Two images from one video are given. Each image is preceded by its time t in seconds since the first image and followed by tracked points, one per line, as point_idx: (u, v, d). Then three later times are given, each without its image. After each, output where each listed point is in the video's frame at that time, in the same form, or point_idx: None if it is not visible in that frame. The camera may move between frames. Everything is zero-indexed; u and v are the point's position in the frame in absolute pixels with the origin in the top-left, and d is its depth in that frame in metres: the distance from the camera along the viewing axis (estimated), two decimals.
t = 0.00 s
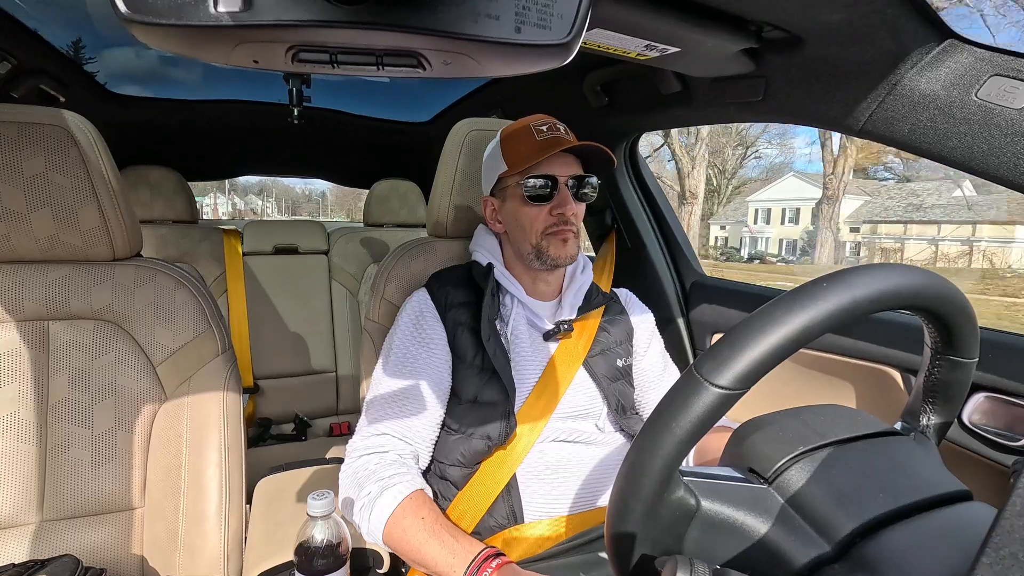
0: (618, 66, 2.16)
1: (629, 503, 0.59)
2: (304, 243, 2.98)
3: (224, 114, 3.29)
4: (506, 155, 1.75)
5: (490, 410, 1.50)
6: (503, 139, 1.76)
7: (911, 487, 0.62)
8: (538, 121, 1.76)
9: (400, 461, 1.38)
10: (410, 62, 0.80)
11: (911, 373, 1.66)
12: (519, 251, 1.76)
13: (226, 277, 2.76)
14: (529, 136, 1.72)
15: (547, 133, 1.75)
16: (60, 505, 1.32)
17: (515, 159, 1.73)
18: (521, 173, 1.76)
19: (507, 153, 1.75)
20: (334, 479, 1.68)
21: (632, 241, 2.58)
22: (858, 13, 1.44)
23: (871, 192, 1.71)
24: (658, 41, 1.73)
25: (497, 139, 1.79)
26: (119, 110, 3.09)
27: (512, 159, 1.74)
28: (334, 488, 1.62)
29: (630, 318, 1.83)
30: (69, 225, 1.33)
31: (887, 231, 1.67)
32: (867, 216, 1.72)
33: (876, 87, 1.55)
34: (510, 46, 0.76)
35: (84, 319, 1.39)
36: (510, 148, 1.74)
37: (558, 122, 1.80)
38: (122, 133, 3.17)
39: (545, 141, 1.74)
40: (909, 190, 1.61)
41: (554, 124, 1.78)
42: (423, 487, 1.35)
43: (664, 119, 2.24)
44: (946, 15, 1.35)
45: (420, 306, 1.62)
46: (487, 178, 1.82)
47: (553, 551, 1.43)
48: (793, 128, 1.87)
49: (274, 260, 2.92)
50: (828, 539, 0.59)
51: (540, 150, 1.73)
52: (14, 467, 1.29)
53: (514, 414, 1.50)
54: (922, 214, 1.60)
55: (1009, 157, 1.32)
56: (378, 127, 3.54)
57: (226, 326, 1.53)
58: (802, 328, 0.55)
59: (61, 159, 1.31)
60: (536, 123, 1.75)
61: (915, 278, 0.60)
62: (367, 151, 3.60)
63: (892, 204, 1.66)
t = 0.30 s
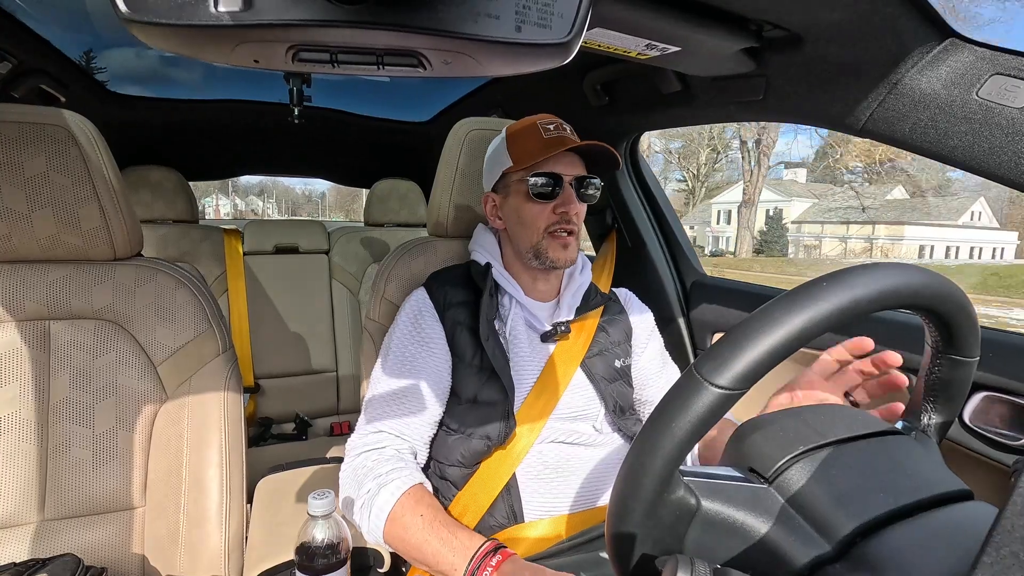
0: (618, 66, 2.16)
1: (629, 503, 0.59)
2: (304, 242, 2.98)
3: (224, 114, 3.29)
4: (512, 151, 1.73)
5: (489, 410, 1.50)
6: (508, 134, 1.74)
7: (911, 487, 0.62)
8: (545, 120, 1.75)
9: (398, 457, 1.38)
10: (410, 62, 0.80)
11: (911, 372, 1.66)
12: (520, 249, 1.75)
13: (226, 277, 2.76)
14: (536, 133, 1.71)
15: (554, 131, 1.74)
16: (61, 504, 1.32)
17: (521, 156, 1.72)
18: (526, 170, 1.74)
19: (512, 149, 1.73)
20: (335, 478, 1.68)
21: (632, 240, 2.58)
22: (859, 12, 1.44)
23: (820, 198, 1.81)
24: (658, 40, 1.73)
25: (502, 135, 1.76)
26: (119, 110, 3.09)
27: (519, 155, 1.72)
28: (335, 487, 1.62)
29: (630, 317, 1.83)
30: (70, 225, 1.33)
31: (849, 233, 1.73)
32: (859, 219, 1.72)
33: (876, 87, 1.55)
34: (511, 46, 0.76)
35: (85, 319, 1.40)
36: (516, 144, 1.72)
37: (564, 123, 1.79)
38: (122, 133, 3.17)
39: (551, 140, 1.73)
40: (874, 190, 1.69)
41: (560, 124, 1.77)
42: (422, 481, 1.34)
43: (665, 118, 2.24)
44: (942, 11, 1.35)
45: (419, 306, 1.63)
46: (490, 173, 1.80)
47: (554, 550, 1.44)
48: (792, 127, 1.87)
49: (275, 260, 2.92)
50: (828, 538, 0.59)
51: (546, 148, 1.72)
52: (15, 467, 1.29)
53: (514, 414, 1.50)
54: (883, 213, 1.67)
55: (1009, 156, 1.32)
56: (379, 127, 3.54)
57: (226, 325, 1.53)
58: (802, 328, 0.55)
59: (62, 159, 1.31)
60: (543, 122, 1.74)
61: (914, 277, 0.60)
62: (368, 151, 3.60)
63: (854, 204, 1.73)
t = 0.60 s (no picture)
0: (620, 66, 2.15)
1: (629, 503, 0.59)
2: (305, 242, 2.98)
3: (225, 113, 3.29)
4: (540, 147, 1.72)
5: (497, 408, 1.51)
6: (536, 133, 1.72)
7: (911, 487, 0.62)
8: (576, 128, 1.76)
9: (428, 455, 1.33)
10: (411, 61, 0.80)
11: (912, 373, 1.66)
12: (528, 248, 1.75)
13: (227, 276, 2.76)
14: (566, 138, 1.73)
15: (582, 140, 1.76)
16: (60, 503, 1.32)
17: (549, 156, 1.72)
18: (551, 172, 1.73)
19: (540, 147, 1.72)
20: (335, 477, 1.68)
21: (633, 240, 2.58)
22: (860, 13, 1.44)
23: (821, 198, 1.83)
24: (659, 41, 1.73)
25: (527, 127, 1.74)
26: (120, 109, 3.09)
27: (547, 157, 1.72)
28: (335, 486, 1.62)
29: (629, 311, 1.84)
30: (71, 223, 1.34)
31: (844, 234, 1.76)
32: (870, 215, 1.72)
33: (878, 88, 1.55)
34: (511, 46, 0.76)
35: (86, 317, 1.40)
36: (544, 141, 1.72)
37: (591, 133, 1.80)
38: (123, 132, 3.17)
39: (581, 151, 1.74)
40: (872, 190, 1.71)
41: (588, 135, 1.78)
42: (453, 475, 1.30)
43: (666, 118, 2.24)
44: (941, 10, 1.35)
45: (423, 306, 1.63)
46: (507, 162, 1.75)
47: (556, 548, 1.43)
48: (793, 127, 1.86)
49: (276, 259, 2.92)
50: (828, 539, 0.59)
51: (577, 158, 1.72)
52: (16, 465, 1.29)
53: (522, 413, 1.52)
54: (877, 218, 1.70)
55: (1010, 157, 1.34)
56: (380, 126, 3.54)
57: (226, 324, 1.53)
58: (803, 328, 0.55)
59: (62, 158, 1.31)
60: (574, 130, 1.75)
61: (913, 278, 0.60)
62: (369, 150, 3.60)
63: (849, 209, 1.76)
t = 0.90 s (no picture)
0: (620, 66, 2.15)
1: (629, 502, 0.59)
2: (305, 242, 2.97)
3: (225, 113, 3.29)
4: (544, 146, 1.72)
5: (498, 408, 1.51)
6: (539, 133, 1.73)
7: (913, 486, 0.62)
8: (579, 128, 1.77)
9: (427, 456, 1.34)
10: (412, 61, 0.80)
11: (912, 373, 1.66)
12: (530, 247, 1.75)
13: (228, 276, 2.76)
14: (570, 138, 1.73)
15: (586, 141, 1.77)
16: (61, 503, 1.32)
17: (552, 155, 1.72)
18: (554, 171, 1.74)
19: (544, 146, 1.72)
20: (335, 477, 1.68)
21: (633, 240, 2.58)
22: (861, 13, 1.43)
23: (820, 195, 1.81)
24: (659, 41, 1.73)
25: (530, 127, 1.74)
26: (121, 109, 3.09)
27: (551, 155, 1.72)
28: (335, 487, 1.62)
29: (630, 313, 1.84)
30: (72, 223, 1.34)
31: (849, 235, 1.75)
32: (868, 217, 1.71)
33: (879, 87, 1.54)
34: (512, 45, 0.76)
35: (87, 317, 1.40)
36: (547, 140, 1.73)
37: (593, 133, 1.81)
38: (123, 133, 3.17)
39: (584, 150, 1.75)
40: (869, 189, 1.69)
41: (590, 135, 1.79)
42: (451, 476, 1.30)
43: (667, 118, 2.24)
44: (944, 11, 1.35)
45: (423, 307, 1.63)
46: (507, 162, 1.76)
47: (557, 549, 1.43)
48: (794, 127, 1.86)
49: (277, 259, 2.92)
50: (830, 538, 0.59)
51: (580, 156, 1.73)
52: (17, 465, 1.30)
53: (522, 413, 1.52)
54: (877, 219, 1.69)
55: (1011, 155, 1.35)
56: (380, 126, 3.54)
57: (227, 324, 1.53)
58: (806, 327, 0.55)
59: (62, 158, 1.31)
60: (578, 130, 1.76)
61: (916, 278, 0.60)
62: (369, 150, 3.60)
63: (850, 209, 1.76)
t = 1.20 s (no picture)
0: (621, 65, 2.15)
1: (630, 501, 0.59)
2: (304, 241, 2.97)
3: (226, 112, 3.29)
4: (539, 142, 1.73)
5: (498, 407, 1.52)
6: (534, 129, 1.74)
7: (913, 485, 0.62)
8: (573, 124, 1.78)
9: (427, 455, 1.34)
10: (412, 60, 0.80)
11: (913, 372, 1.66)
12: (527, 244, 1.75)
13: (228, 275, 2.76)
14: (565, 133, 1.74)
15: (580, 136, 1.77)
16: (62, 502, 1.33)
17: (548, 150, 1.73)
18: (549, 166, 1.75)
19: (539, 142, 1.73)
20: (336, 475, 1.68)
21: (633, 238, 2.58)
22: (861, 11, 1.43)
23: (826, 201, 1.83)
24: (660, 39, 1.73)
25: (526, 127, 1.74)
26: (121, 108, 3.09)
27: (546, 151, 1.73)
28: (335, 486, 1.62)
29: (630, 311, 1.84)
30: (73, 222, 1.34)
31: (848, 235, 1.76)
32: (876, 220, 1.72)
33: (880, 86, 1.54)
34: (512, 44, 0.76)
35: (88, 316, 1.40)
36: (543, 136, 1.73)
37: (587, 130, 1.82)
38: (123, 132, 3.17)
39: (579, 145, 1.75)
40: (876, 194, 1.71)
41: (584, 131, 1.80)
42: (451, 476, 1.30)
43: (667, 117, 2.23)
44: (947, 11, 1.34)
45: (423, 306, 1.62)
46: (505, 162, 1.76)
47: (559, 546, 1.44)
48: (795, 125, 1.86)
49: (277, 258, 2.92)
50: (830, 536, 0.59)
51: (574, 150, 1.74)
52: (18, 464, 1.30)
53: (522, 413, 1.52)
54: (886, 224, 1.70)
55: (1012, 154, 1.34)
56: (381, 125, 3.54)
57: (227, 322, 1.53)
58: (808, 325, 0.55)
59: (63, 157, 1.31)
60: (572, 126, 1.77)
61: (915, 277, 0.60)
62: (370, 149, 3.59)
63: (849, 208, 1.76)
